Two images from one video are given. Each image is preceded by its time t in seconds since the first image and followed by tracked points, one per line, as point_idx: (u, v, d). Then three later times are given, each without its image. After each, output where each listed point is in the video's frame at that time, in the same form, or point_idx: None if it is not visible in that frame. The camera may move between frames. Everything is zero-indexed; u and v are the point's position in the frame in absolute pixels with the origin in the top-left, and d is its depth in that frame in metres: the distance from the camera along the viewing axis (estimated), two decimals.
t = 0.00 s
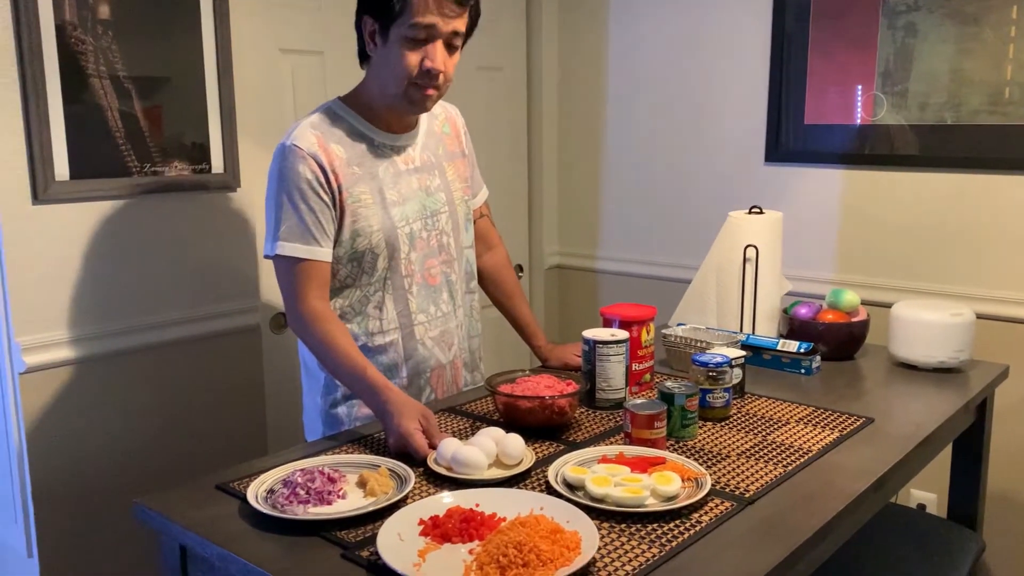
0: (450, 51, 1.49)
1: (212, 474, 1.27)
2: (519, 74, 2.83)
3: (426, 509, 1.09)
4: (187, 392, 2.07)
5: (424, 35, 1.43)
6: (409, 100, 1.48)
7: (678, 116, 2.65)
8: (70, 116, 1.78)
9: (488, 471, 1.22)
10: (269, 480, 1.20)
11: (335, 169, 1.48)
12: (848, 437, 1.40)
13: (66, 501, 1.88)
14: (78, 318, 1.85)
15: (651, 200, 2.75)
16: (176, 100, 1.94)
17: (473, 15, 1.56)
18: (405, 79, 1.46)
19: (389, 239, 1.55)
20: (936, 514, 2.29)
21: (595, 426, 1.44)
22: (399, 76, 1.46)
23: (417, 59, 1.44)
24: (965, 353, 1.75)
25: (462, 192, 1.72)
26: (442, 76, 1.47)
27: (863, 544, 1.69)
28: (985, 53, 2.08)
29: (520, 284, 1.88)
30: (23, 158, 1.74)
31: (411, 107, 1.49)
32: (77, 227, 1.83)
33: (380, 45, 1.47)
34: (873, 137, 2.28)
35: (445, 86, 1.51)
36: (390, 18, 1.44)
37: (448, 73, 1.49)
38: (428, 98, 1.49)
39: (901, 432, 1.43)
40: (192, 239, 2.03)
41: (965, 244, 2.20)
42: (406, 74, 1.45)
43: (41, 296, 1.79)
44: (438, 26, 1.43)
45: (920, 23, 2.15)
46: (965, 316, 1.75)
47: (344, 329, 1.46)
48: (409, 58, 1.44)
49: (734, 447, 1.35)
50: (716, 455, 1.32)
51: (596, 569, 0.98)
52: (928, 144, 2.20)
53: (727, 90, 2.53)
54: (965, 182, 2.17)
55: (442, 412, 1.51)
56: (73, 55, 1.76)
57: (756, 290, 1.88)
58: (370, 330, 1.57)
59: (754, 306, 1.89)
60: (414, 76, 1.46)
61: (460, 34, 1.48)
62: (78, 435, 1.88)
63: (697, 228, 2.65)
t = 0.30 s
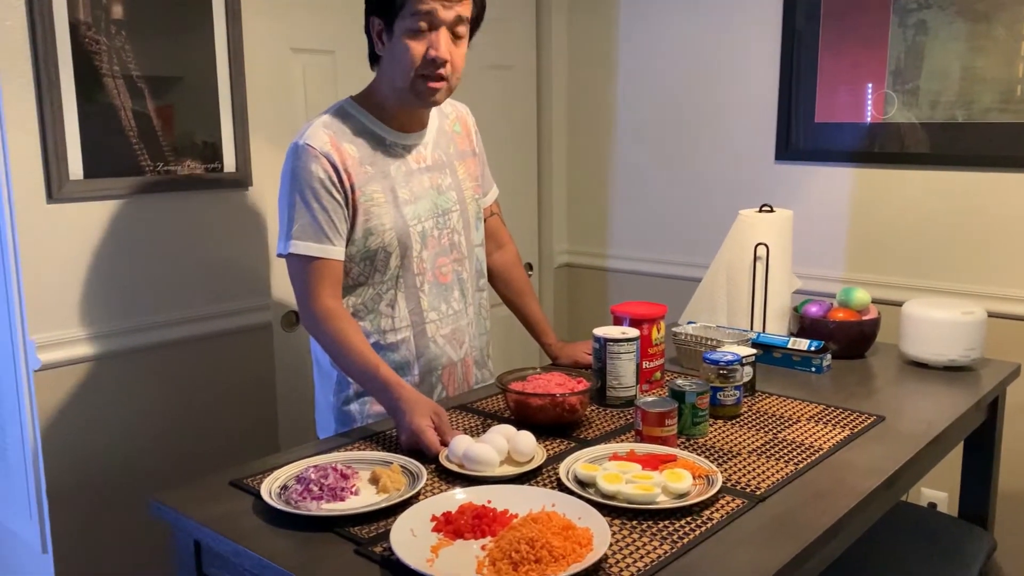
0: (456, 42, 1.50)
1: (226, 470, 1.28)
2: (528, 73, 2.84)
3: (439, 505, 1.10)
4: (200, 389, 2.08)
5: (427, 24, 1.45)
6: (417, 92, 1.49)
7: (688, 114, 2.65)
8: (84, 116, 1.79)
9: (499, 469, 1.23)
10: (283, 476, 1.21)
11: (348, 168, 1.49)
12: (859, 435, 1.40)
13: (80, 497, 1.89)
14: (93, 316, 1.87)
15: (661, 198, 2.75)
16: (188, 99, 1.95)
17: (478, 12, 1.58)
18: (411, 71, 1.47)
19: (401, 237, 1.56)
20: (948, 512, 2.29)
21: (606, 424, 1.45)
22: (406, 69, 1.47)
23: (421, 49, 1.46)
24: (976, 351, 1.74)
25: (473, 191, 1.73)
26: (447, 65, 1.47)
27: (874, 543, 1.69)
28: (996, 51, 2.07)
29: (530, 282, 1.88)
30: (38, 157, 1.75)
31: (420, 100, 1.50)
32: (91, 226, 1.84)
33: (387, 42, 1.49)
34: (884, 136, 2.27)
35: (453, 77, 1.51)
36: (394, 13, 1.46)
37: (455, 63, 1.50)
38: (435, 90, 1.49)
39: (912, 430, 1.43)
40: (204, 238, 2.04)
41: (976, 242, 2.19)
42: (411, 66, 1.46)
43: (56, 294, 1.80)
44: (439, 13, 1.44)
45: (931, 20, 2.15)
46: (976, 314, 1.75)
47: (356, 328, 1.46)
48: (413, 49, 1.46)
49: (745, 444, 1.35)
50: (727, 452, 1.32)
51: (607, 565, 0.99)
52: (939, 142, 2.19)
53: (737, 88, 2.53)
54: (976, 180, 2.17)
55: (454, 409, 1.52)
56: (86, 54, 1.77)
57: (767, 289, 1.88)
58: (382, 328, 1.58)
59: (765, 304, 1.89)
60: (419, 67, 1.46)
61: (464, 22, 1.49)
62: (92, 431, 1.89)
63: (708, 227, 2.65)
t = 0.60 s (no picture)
0: (454, 28, 1.51)
1: (239, 467, 1.29)
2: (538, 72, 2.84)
3: (451, 503, 1.11)
4: (211, 388, 2.09)
5: (420, 11, 1.47)
6: (421, 81, 1.50)
7: (697, 113, 2.65)
8: (97, 116, 1.80)
9: (511, 467, 1.24)
10: (295, 473, 1.22)
11: (359, 167, 1.50)
12: (870, 434, 1.40)
13: (93, 494, 1.91)
14: (106, 314, 1.88)
15: (670, 197, 2.75)
16: (200, 99, 1.96)
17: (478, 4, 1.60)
18: (412, 60, 1.48)
19: (412, 236, 1.56)
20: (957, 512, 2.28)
21: (616, 422, 1.45)
22: (407, 60, 1.49)
23: (418, 36, 1.47)
24: (987, 351, 1.74)
25: (483, 190, 1.74)
26: (446, 48, 1.48)
27: (884, 542, 1.69)
28: (1007, 49, 2.07)
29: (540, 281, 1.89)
30: (51, 157, 1.76)
31: (425, 89, 1.50)
32: (104, 225, 1.85)
33: (388, 40, 1.52)
34: (894, 135, 2.27)
35: (456, 64, 1.52)
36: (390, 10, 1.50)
37: (455, 49, 1.51)
38: (438, 77, 1.50)
39: (923, 429, 1.43)
40: (216, 237, 2.05)
41: (987, 242, 2.18)
42: (411, 56, 1.48)
43: (69, 293, 1.82)
44: None
45: (942, 19, 2.14)
46: (987, 314, 1.75)
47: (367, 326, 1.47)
48: (411, 38, 1.48)
49: (755, 443, 1.35)
50: (737, 451, 1.32)
51: (619, 563, 0.99)
52: (949, 141, 2.19)
53: (747, 87, 2.53)
54: (987, 179, 2.16)
55: (464, 408, 1.52)
56: (99, 54, 1.78)
57: (777, 288, 1.88)
58: (393, 326, 1.59)
59: (774, 304, 1.89)
60: (418, 54, 1.48)
61: (458, 6, 1.51)
62: (104, 429, 1.91)
63: (717, 226, 2.65)
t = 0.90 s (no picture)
0: (462, 27, 1.51)
1: (252, 466, 1.30)
2: (549, 73, 2.85)
3: (462, 502, 1.11)
4: (222, 387, 2.10)
5: (428, 11, 1.48)
6: (428, 81, 1.50)
7: (708, 113, 2.64)
8: (111, 116, 1.82)
9: (522, 466, 1.24)
10: (308, 472, 1.23)
11: (371, 168, 1.51)
12: (882, 436, 1.40)
13: (106, 491, 1.92)
14: (120, 313, 1.89)
15: (681, 198, 2.75)
16: (214, 100, 1.97)
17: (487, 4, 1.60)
18: (420, 60, 1.49)
19: (423, 236, 1.57)
20: (969, 515, 2.27)
21: (627, 423, 1.45)
22: (415, 60, 1.50)
23: (426, 35, 1.48)
24: (1000, 353, 1.73)
25: (495, 190, 1.74)
26: (454, 48, 1.49)
27: (895, 544, 1.68)
28: (1021, 50, 2.06)
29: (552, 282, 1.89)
30: (66, 157, 1.78)
31: (433, 89, 1.51)
32: (117, 224, 1.87)
33: (397, 41, 1.53)
34: (906, 136, 2.26)
35: (464, 64, 1.52)
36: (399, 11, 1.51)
37: (463, 48, 1.51)
38: (446, 76, 1.50)
39: (935, 431, 1.43)
40: (228, 237, 2.06)
41: (1000, 244, 2.18)
42: (419, 56, 1.49)
43: (84, 292, 1.83)
44: None
45: (955, 20, 2.14)
46: (1000, 316, 1.74)
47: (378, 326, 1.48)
48: (419, 38, 1.48)
49: (767, 445, 1.35)
50: (749, 452, 1.32)
51: (631, 563, 0.99)
52: (962, 143, 2.18)
53: (759, 87, 2.52)
54: (1000, 180, 2.15)
55: (476, 408, 1.53)
56: (114, 55, 1.80)
57: (789, 289, 1.88)
58: (405, 326, 1.60)
59: (786, 305, 1.88)
60: (425, 54, 1.48)
61: (466, 6, 1.51)
62: (117, 427, 1.92)
63: (728, 227, 2.65)
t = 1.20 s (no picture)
0: (470, 28, 1.52)
1: (259, 464, 1.31)
2: (555, 73, 2.85)
3: (469, 501, 1.11)
4: (228, 386, 2.11)
5: (436, 12, 1.49)
6: (436, 82, 1.51)
7: (714, 113, 2.64)
8: (119, 116, 1.82)
9: (528, 466, 1.24)
10: (316, 471, 1.23)
11: (379, 166, 1.51)
12: (889, 436, 1.39)
13: (112, 489, 1.93)
14: (127, 311, 1.90)
15: (686, 198, 2.75)
16: (221, 99, 1.98)
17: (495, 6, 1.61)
18: (428, 60, 1.50)
19: (431, 235, 1.57)
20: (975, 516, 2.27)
21: (634, 423, 1.45)
22: (423, 60, 1.50)
23: (434, 35, 1.49)
24: (1007, 353, 1.73)
25: (502, 189, 1.74)
26: (462, 48, 1.49)
27: (902, 545, 1.68)
28: None
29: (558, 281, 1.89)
30: (74, 156, 1.78)
31: (440, 89, 1.51)
32: (124, 224, 1.87)
33: (405, 41, 1.53)
34: (913, 136, 2.26)
35: (472, 65, 1.53)
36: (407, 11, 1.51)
37: (471, 49, 1.52)
38: (454, 77, 1.50)
39: (941, 431, 1.43)
40: (235, 236, 2.07)
41: (1006, 244, 2.17)
42: (427, 56, 1.49)
43: (91, 290, 1.84)
44: None
45: (962, 20, 2.13)
46: (1007, 316, 1.74)
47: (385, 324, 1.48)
48: (427, 38, 1.49)
49: (773, 444, 1.35)
50: (755, 452, 1.32)
51: (637, 562, 1.00)
52: (969, 143, 2.18)
53: (765, 87, 2.52)
54: (1007, 180, 2.15)
55: (482, 407, 1.53)
56: (122, 55, 1.81)
57: (795, 290, 1.87)
58: (412, 325, 1.60)
59: (792, 305, 1.88)
60: (433, 54, 1.49)
61: (474, 7, 1.52)
62: (124, 425, 1.93)
63: (733, 227, 2.65)
